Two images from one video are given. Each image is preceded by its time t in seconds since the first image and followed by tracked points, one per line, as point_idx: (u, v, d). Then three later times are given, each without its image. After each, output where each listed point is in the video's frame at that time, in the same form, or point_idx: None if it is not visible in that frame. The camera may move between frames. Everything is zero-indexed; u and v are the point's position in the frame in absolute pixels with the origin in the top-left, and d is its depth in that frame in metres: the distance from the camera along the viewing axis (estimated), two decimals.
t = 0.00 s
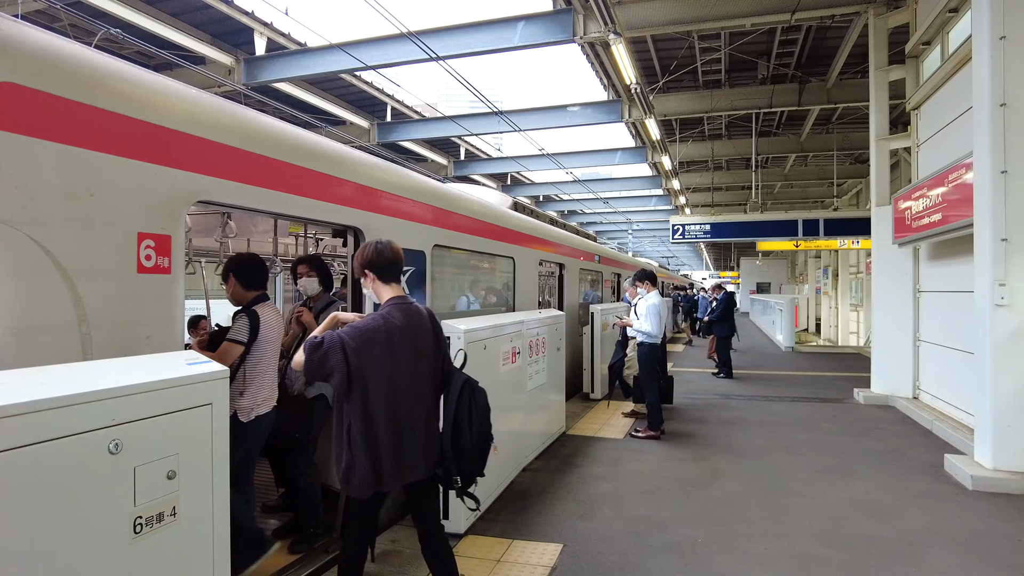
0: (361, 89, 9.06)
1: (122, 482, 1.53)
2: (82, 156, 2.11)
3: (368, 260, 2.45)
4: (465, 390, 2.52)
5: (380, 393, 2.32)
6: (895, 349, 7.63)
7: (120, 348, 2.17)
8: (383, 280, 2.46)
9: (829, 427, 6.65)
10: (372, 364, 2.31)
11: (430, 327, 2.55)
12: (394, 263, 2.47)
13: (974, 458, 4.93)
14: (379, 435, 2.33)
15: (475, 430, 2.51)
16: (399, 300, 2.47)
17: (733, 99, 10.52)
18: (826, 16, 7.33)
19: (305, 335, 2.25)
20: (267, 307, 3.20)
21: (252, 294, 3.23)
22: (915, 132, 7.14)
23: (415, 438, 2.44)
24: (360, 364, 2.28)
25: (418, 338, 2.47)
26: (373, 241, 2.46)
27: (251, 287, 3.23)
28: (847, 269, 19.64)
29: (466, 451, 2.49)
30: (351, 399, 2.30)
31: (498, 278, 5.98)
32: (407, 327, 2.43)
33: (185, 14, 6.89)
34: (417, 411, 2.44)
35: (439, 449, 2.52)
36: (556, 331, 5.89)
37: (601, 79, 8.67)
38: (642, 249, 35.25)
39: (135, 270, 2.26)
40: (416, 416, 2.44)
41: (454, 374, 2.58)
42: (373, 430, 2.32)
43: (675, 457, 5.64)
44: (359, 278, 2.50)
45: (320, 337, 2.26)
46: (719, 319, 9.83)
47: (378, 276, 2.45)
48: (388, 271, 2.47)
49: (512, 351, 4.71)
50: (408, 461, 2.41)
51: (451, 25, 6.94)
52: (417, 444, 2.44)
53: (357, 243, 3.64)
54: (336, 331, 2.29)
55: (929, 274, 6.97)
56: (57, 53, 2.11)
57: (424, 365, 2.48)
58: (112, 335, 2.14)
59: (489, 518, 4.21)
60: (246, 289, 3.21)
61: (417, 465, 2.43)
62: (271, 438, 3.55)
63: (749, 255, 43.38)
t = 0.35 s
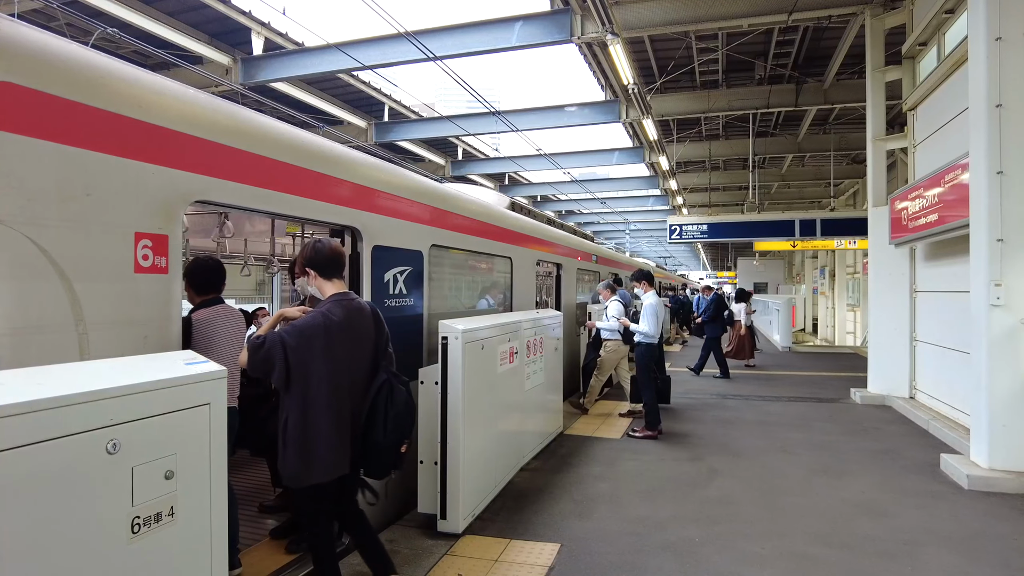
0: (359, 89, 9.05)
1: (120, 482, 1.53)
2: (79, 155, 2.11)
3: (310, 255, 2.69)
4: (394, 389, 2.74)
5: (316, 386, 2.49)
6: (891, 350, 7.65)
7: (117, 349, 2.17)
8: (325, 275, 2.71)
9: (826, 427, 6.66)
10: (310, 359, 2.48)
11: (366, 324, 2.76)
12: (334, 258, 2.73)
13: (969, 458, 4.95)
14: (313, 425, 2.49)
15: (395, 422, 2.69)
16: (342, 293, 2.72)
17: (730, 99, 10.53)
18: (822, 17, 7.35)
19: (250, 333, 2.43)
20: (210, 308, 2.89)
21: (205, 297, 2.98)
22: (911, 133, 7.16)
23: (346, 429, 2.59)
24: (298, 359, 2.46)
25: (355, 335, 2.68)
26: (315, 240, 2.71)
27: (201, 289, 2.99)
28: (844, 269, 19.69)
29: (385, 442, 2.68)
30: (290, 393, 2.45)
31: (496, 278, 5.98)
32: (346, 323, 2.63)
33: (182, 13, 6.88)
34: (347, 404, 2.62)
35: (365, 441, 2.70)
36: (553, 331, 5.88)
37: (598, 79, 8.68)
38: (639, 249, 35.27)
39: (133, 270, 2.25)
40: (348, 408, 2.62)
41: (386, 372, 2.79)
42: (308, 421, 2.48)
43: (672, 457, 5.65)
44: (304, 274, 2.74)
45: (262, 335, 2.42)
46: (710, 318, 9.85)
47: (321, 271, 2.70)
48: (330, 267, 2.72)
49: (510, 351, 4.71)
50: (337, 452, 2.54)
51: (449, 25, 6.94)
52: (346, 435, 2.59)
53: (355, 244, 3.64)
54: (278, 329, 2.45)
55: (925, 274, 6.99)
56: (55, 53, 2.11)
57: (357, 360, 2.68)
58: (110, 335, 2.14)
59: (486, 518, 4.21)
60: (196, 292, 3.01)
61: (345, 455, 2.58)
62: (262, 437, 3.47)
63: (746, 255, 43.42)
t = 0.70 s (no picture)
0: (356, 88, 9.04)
1: (119, 482, 1.53)
2: (78, 155, 2.10)
3: (272, 259, 2.80)
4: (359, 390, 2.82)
5: (276, 384, 2.55)
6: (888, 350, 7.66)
7: (116, 348, 2.17)
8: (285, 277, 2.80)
9: (824, 427, 6.67)
10: (274, 358, 2.54)
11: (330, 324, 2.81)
12: (293, 259, 2.83)
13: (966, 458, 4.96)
14: (276, 422, 2.56)
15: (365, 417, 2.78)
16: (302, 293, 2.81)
17: (727, 99, 10.54)
18: (820, 18, 7.35)
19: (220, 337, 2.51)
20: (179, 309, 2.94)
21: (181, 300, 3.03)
22: (908, 133, 7.17)
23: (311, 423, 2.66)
24: (259, 358, 2.51)
25: (322, 333, 2.74)
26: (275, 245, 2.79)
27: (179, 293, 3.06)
28: (841, 270, 19.75)
29: (351, 434, 2.76)
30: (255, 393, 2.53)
31: (493, 278, 5.98)
32: (312, 323, 2.69)
33: (180, 13, 6.87)
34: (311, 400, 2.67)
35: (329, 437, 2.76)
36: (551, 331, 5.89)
37: (596, 79, 8.68)
38: (637, 249, 35.27)
39: (130, 270, 2.24)
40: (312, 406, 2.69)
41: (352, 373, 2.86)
42: (269, 418, 2.54)
43: (670, 457, 5.65)
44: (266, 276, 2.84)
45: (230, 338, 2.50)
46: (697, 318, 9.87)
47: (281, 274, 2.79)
48: (291, 269, 2.81)
49: (508, 351, 4.71)
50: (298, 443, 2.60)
51: (447, 25, 6.94)
52: (310, 427, 2.65)
53: (353, 243, 3.64)
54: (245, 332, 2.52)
55: (923, 275, 7.01)
56: (54, 53, 2.10)
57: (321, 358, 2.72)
58: (107, 335, 2.14)
59: (484, 518, 4.21)
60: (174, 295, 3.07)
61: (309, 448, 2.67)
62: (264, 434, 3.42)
63: (743, 255, 43.48)
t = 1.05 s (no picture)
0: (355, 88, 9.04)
1: (119, 481, 1.52)
2: (75, 153, 2.09)
3: (234, 259, 2.94)
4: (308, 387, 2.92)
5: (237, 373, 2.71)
6: (885, 350, 7.67)
7: (115, 347, 2.16)
8: (245, 277, 2.94)
9: (822, 427, 6.68)
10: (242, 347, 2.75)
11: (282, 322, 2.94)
12: (254, 262, 2.94)
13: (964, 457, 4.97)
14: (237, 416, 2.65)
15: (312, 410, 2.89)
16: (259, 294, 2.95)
17: (726, 99, 10.56)
18: (818, 18, 7.36)
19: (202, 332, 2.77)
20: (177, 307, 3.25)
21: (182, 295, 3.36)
22: (907, 133, 7.19)
23: (265, 418, 2.80)
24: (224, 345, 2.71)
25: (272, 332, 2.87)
26: (238, 247, 2.92)
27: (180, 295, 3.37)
28: (839, 270, 19.78)
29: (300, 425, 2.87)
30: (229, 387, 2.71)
31: (492, 278, 5.98)
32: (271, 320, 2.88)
33: (178, 12, 6.86)
34: (265, 395, 2.81)
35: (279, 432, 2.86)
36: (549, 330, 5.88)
37: (595, 79, 8.68)
38: (635, 249, 35.29)
39: (129, 269, 2.24)
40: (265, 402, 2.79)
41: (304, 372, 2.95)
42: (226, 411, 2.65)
43: (669, 457, 5.65)
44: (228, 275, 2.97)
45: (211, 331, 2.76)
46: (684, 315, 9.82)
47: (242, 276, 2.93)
48: (251, 271, 2.94)
49: (507, 351, 4.71)
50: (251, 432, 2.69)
51: (445, 25, 6.94)
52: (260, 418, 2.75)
53: (352, 243, 3.63)
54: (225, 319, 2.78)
55: (921, 274, 7.03)
56: (53, 51, 2.10)
57: (273, 355, 2.86)
58: (106, 334, 2.13)
59: (483, 517, 4.22)
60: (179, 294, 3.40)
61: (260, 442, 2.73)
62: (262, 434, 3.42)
63: (741, 255, 43.52)
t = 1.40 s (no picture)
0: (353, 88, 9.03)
1: (117, 482, 1.52)
2: (74, 152, 2.09)
3: (197, 256, 3.04)
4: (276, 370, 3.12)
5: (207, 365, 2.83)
6: (883, 349, 7.67)
7: (114, 347, 2.16)
8: (207, 273, 3.04)
9: (821, 426, 6.69)
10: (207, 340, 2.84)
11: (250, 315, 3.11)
12: (218, 259, 3.04)
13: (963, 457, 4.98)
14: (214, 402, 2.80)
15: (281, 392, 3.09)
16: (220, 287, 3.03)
17: (724, 99, 10.58)
18: (817, 18, 7.37)
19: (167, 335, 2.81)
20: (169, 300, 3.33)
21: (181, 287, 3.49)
22: (905, 133, 7.20)
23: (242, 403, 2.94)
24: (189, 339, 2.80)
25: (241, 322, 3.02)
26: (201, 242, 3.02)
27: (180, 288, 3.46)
28: (837, 270, 19.82)
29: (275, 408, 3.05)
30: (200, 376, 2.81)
31: (491, 277, 5.97)
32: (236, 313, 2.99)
33: (177, 11, 6.85)
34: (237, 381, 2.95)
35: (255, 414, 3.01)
36: (548, 329, 5.88)
37: (593, 79, 8.69)
38: (633, 249, 35.29)
39: (128, 269, 2.23)
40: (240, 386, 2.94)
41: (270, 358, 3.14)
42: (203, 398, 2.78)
43: (668, 457, 5.65)
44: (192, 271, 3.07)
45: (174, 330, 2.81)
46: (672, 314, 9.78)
47: (204, 271, 3.03)
48: (213, 266, 3.04)
49: (506, 351, 4.71)
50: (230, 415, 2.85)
51: (444, 25, 6.94)
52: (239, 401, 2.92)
53: (351, 243, 3.62)
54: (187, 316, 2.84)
55: (919, 274, 7.04)
56: (52, 50, 2.09)
57: (243, 348, 3.00)
58: (105, 334, 2.12)
59: (483, 517, 4.22)
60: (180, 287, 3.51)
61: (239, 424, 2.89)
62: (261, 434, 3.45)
63: (740, 255, 43.53)
